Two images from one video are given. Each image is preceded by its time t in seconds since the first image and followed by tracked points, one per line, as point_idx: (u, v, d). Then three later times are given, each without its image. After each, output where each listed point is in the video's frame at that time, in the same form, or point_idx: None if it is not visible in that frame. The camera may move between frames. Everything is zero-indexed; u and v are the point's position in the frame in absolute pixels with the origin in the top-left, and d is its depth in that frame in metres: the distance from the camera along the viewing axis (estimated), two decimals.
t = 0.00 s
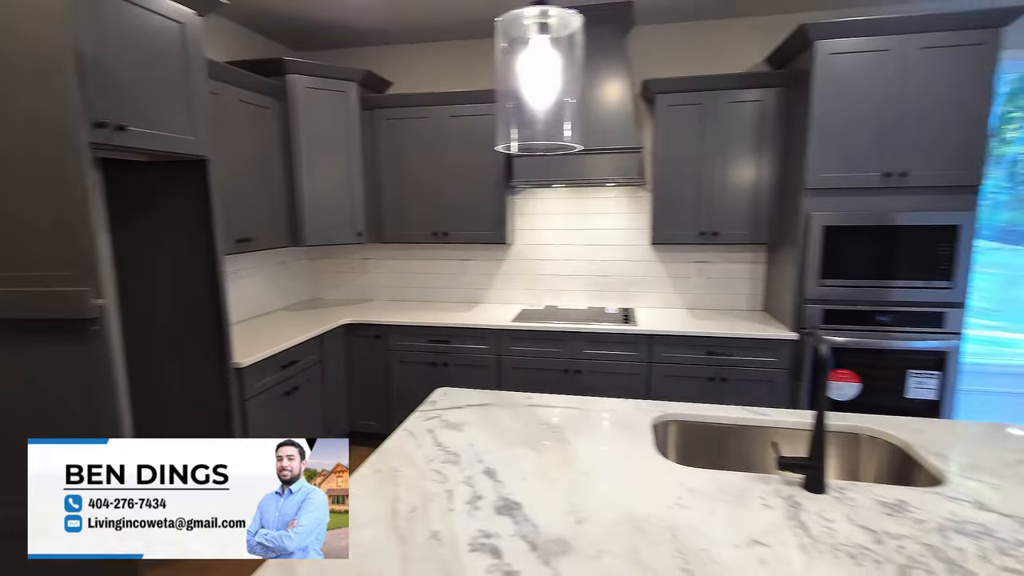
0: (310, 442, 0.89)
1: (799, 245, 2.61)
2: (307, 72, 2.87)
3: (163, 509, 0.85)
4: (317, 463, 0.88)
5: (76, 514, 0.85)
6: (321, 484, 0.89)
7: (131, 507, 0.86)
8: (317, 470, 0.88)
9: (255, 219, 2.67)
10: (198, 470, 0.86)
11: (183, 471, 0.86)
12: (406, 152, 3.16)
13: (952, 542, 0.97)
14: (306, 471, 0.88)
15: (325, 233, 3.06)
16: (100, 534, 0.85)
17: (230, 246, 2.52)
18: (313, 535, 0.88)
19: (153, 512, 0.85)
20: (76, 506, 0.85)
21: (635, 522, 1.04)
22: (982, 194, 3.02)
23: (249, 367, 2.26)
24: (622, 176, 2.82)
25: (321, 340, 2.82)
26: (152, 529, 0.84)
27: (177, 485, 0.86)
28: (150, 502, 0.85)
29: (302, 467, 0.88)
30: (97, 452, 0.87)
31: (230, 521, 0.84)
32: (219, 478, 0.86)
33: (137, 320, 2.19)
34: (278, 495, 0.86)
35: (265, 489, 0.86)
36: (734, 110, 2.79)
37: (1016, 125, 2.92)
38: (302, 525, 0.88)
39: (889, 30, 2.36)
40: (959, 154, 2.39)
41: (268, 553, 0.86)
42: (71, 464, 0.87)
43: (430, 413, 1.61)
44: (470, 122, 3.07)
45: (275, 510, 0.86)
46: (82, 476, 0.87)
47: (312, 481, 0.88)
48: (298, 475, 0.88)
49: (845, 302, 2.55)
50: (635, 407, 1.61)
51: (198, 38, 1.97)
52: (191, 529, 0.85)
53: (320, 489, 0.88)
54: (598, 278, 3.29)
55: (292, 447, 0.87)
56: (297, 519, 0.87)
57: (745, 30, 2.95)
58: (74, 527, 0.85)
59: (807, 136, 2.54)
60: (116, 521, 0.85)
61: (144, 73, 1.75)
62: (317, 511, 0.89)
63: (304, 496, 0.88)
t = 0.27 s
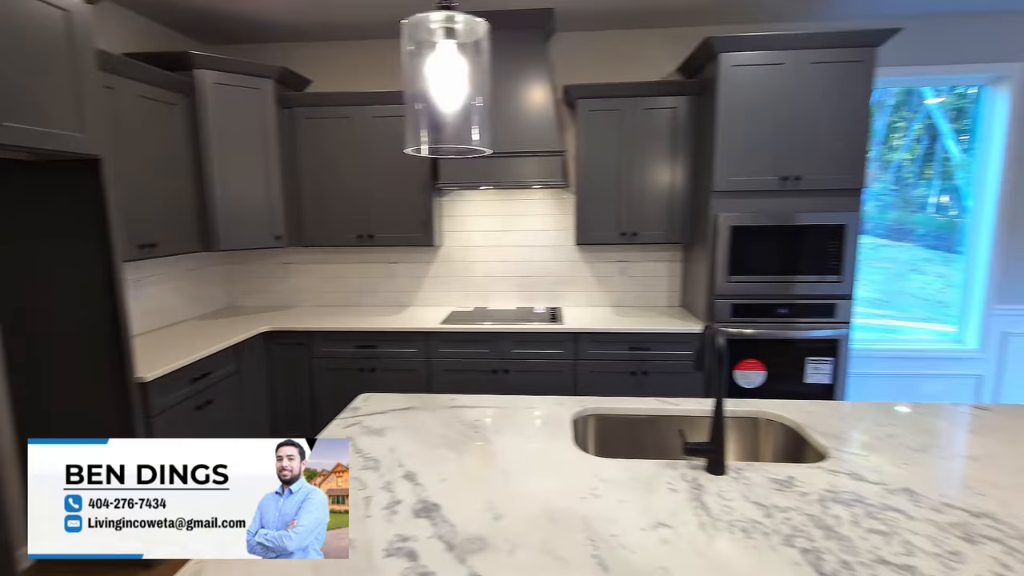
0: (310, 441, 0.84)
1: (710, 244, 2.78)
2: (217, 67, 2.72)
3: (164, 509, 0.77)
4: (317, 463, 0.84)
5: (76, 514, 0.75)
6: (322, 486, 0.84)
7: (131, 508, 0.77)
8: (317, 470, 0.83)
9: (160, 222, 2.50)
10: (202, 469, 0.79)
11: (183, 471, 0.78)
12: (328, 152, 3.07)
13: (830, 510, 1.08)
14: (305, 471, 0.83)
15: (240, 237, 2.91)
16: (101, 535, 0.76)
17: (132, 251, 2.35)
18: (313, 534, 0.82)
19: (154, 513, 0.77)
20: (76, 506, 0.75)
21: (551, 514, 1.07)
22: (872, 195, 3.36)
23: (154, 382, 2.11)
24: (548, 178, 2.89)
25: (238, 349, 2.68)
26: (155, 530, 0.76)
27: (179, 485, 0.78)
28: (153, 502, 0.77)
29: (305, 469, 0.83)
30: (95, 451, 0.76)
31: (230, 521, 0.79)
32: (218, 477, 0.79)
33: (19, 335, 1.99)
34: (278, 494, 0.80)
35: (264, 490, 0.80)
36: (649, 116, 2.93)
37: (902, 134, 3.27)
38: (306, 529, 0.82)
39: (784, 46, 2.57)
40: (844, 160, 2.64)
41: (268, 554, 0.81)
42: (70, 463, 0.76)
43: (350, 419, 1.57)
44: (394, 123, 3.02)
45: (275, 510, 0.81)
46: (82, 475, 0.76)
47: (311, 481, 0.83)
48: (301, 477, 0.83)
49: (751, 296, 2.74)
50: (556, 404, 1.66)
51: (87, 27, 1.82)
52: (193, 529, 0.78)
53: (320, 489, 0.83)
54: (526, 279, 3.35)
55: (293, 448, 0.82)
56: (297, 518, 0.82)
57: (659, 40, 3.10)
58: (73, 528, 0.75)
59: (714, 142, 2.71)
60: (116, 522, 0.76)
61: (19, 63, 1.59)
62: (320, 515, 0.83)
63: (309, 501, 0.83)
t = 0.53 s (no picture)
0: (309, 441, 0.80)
1: (634, 245, 2.90)
2: (120, 60, 2.53)
3: (165, 509, 0.72)
4: (317, 462, 0.79)
5: (75, 515, 0.69)
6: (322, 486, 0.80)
7: (132, 508, 0.71)
8: (317, 470, 0.79)
9: (53, 228, 2.29)
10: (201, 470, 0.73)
11: (183, 471, 0.72)
12: (249, 152, 2.93)
13: (739, 492, 1.16)
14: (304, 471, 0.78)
15: (149, 243, 2.72)
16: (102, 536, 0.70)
17: (21, 260, 2.13)
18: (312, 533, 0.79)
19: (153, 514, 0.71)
20: (75, 506, 0.69)
21: (477, 516, 1.08)
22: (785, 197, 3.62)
23: (49, 402, 1.94)
24: (480, 181, 2.89)
25: (149, 363, 2.50)
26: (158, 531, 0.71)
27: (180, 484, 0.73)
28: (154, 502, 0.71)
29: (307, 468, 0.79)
30: (95, 451, 0.69)
31: (230, 521, 0.74)
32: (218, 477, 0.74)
33: None
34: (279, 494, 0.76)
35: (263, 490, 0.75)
36: (575, 121, 3.01)
37: (811, 140, 3.54)
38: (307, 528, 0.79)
39: (699, 58, 2.73)
40: (754, 166, 2.84)
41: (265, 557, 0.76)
42: (69, 462, 0.68)
43: (271, 432, 1.51)
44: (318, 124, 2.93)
45: (275, 510, 0.77)
46: (82, 475, 0.69)
47: (311, 481, 0.79)
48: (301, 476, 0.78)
49: (674, 294, 2.89)
50: (488, 405, 1.67)
51: None
52: (193, 530, 0.73)
53: (320, 489, 0.79)
54: (460, 281, 3.35)
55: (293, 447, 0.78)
56: (296, 518, 0.78)
57: (583, 48, 3.20)
58: (73, 528, 0.69)
59: (636, 147, 2.83)
60: (116, 522, 0.70)
61: None
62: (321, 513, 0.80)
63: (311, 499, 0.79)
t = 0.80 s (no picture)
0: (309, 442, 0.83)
1: (558, 246, 2.97)
2: None
3: (164, 509, 0.76)
4: (317, 463, 0.83)
5: (76, 514, 0.73)
6: (323, 483, 0.83)
7: (131, 508, 0.74)
8: (317, 471, 0.83)
9: None
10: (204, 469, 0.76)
11: (183, 471, 0.75)
12: (150, 152, 2.72)
13: (647, 480, 1.23)
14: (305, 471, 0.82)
15: (32, 251, 2.47)
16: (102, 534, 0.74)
17: None
18: (311, 533, 0.83)
19: (153, 514, 0.75)
20: (75, 506, 0.73)
21: (394, 523, 1.07)
22: (704, 199, 3.85)
23: None
24: (407, 183, 2.85)
25: (34, 382, 2.26)
26: (157, 531, 0.75)
27: (179, 484, 0.76)
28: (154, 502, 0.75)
29: (304, 468, 0.81)
30: (95, 451, 0.72)
31: (230, 521, 0.78)
32: (218, 478, 0.76)
33: None
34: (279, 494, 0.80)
35: (265, 490, 0.79)
36: (498, 124, 3.04)
37: (725, 146, 3.79)
38: (303, 523, 0.82)
39: (616, 66, 2.84)
40: (667, 171, 3.00)
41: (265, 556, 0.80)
42: (70, 463, 0.71)
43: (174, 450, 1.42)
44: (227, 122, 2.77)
45: (275, 510, 0.80)
46: (81, 475, 0.72)
47: (311, 481, 0.82)
48: (302, 475, 0.81)
49: (595, 294, 3.00)
50: (412, 410, 1.65)
51: None
52: (193, 530, 0.76)
53: (320, 489, 0.83)
54: (386, 285, 3.28)
55: (294, 449, 0.80)
56: (295, 518, 0.82)
57: (504, 52, 3.25)
58: (74, 527, 0.73)
59: (557, 151, 2.90)
60: (116, 522, 0.74)
61: None
62: (318, 510, 0.84)
63: (308, 495, 0.82)
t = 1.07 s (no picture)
0: (310, 442, 0.89)
1: (486, 249, 2.99)
2: None
3: (164, 509, 0.82)
4: (317, 463, 0.89)
5: (77, 514, 0.81)
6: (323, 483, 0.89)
7: (131, 508, 0.81)
8: (317, 471, 0.89)
9: None
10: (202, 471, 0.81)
11: (183, 472, 0.81)
12: (35, 149, 2.47)
13: (567, 476, 1.26)
14: (305, 471, 0.88)
15: None
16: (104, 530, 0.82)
17: None
18: (311, 534, 0.88)
19: (154, 513, 0.82)
20: (76, 505, 0.81)
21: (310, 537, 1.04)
22: (633, 201, 4.00)
23: None
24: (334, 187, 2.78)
25: None
26: (155, 529, 0.82)
27: (178, 485, 0.82)
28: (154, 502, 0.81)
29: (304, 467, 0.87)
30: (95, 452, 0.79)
31: (230, 521, 0.84)
32: (219, 478, 0.82)
33: None
34: (280, 494, 0.85)
35: (265, 490, 0.84)
36: (423, 126, 3.01)
37: (651, 151, 3.95)
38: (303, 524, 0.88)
39: (539, 72, 2.90)
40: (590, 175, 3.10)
41: (268, 552, 0.87)
42: (70, 463, 0.79)
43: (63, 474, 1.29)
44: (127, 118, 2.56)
45: (275, 510, 0.86)
46: (82, 476, 0.79)
47: (312, 481, 0.88)
48: (302, 474, 0.87)
49: (524, 295, 3.04)
50: (335, 419, 1.61)
51: None
52: (193, 529, 0.83)
53: (320, 489, 0.89)
54: (309, 291, 3.17)
55: (293, 449, 0.86)
56: (294, 518, 0.87)
57: (428, 54, 3.23)
58: (75, 526, 0.81)
59: (483, 155, 2.92)
60: (116, 521, 0.82)
61: None
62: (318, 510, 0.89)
63: (307, 496, 0.88)
